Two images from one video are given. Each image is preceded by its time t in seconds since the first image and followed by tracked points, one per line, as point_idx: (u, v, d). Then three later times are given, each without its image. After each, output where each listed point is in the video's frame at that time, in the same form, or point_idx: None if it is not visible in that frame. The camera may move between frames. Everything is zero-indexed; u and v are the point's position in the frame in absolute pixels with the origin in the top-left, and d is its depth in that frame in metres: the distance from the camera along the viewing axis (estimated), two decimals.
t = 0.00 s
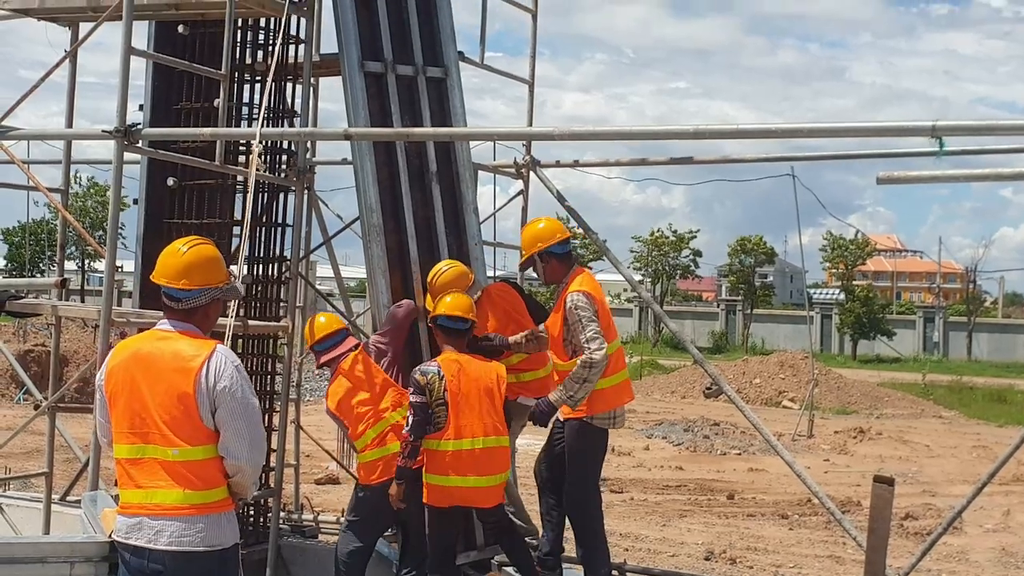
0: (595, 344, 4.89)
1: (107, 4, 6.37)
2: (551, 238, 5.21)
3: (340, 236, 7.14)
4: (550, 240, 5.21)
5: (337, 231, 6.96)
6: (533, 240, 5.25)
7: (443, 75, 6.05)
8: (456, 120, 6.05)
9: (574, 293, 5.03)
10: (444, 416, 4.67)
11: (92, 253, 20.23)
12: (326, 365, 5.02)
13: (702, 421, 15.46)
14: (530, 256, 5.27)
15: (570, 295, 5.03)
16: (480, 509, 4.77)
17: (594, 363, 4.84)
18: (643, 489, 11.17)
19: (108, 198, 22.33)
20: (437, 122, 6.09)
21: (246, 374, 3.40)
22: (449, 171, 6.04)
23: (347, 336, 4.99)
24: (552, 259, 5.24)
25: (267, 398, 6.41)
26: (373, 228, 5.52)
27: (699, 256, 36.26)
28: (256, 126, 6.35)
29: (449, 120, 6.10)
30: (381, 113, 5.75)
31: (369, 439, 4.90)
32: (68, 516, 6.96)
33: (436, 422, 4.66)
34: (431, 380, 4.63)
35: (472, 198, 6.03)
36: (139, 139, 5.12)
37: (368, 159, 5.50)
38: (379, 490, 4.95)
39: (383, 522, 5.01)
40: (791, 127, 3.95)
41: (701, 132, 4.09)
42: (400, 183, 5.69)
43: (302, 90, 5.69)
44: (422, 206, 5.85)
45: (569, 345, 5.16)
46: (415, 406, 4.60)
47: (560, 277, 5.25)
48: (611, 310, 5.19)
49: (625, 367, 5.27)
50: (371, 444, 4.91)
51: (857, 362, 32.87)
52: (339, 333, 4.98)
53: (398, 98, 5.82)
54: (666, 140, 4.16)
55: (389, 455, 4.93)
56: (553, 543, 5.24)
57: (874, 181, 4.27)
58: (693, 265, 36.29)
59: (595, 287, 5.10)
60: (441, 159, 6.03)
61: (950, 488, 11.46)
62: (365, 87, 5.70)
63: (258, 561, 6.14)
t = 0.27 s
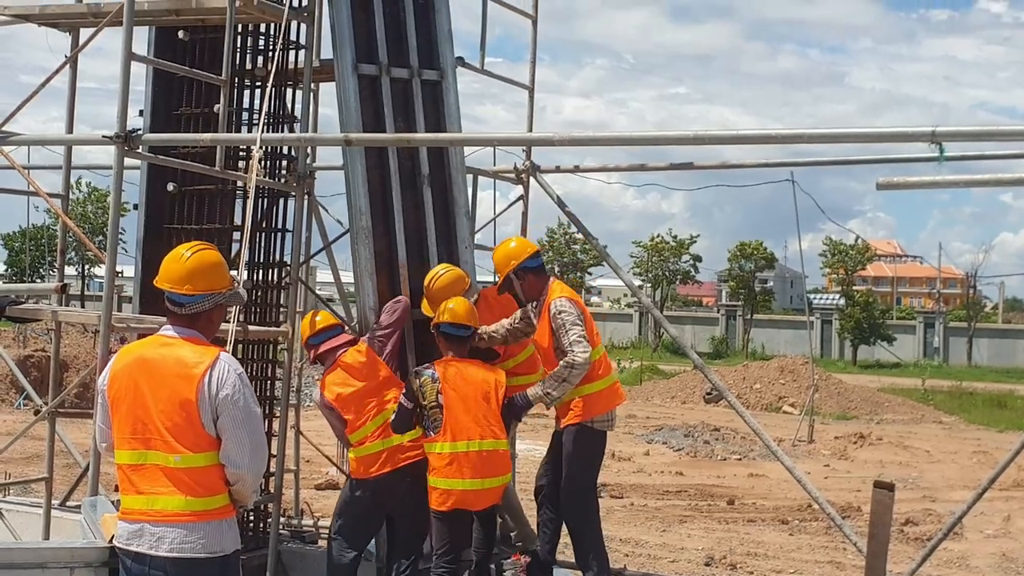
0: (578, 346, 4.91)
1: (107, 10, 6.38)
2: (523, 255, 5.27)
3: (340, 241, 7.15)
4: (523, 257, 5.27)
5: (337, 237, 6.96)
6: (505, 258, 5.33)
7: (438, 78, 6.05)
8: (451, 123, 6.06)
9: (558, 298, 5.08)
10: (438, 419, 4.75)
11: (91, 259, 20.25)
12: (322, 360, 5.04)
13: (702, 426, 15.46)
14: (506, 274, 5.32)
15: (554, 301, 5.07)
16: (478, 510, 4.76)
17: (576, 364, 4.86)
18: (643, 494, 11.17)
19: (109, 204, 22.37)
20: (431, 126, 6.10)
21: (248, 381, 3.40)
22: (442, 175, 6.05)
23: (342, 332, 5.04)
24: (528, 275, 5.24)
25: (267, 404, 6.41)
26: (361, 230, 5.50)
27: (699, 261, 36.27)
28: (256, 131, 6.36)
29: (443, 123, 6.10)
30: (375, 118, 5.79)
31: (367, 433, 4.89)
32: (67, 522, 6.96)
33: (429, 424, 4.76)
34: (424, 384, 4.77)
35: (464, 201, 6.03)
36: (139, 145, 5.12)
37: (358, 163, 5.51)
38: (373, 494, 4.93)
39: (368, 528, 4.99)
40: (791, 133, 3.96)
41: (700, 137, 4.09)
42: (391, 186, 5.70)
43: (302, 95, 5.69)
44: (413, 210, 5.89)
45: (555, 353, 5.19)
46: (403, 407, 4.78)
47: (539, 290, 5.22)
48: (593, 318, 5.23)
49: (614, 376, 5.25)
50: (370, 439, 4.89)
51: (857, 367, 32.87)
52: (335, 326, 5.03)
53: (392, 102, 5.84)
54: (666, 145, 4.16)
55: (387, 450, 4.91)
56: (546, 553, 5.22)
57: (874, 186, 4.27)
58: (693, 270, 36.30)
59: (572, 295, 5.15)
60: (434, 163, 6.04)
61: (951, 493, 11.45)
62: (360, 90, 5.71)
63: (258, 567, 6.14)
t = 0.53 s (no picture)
0: (556, 348, 4.98)
1: (107, 12, 6.37)
2: (499, 262, 5.42)
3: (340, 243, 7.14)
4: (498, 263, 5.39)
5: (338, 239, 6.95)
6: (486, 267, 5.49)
7: (426, 78, 6.06)
8: (436, 124, 6.10)
9: (535, 302, 5.16)
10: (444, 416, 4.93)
11: (91, 261, 20.23)
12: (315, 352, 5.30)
13: (702, 429, 15.46)
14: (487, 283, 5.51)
15: (530, 306, 5.15)
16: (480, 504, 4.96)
17: (556, 367, 4.93)
18: (643, 496, 11.16)
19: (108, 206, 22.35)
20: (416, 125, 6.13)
21: (251, 385, 3.40)
22: (423, 175, 6.13)
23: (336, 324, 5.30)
24: (504, 281, 5.38)
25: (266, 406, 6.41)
26: (338, 228, 5.61)
27: (699, 263, 36.27)
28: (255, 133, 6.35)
29: (428, 123, 6.12)
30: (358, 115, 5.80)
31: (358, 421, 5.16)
32: (67, 524, 6.96)
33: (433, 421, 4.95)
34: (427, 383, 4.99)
35: (444, 201, 6.13)
36: (139, 147, 5.12)
37: (337, 163, 5.60)
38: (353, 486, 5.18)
39: (354, 525, 5.27)
40: (793, 135, 3.96)
41: (701, 139, 4.09)
42: (371, 185, 5.80)
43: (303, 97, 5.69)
44: (393, 208, 5.98)
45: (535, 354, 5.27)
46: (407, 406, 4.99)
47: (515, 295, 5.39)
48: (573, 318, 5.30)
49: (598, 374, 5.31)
50: (360, 427, 5.15)
51: (857, 369, 32.86)
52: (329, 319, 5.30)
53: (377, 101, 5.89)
54: (666, 148, 4.16)
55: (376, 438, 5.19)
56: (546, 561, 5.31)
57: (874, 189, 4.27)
58: (693, 272, 36.29)
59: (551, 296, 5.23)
60: (416, 163, 6.13)
61: (950, 496, 11.45)
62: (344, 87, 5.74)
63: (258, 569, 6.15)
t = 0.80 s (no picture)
0: (540, 372, 5.15)
1: (113, 31, 6.42)
2: (510, 272, 5.56)
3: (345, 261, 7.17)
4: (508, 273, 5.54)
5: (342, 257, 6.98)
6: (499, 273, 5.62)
7: (418, 96, 6.26)
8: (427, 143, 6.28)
9: (530, 317, 5.29)
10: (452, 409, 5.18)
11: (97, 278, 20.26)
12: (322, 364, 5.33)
13: (708, 447, 15.41)
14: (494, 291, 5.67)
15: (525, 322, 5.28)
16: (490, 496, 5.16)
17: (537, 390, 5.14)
18: (648, 515, 11.13)
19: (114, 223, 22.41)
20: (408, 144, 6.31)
21: (259, 405, 3.42)
22: (412, 194, 6.36)
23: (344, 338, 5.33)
24: (512, 291, 5.55)
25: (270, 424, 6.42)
26: (325, 245, 5.85)
27: (704, 280, 36.25)
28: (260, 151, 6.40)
29: (420, 141, 6.31)
30: (349, 133, 6.04)
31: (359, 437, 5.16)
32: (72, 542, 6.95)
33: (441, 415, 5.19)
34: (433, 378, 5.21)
35: (432, 218, 6.35)
36: (145, 165, 5.16)
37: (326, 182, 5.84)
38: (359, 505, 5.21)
39: (358, 543, 5.29)
40: (799, 153, 3.98)
41: (706, 157, 4.12)
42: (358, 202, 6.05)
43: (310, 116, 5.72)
44: (382, 224, 6.22)
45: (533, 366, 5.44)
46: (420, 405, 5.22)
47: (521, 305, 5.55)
48: (574, 336, 5.39)
49: (594, 392, 5.41)
50: (361, 444, 5.16)
51: (863, 387, 32.75)
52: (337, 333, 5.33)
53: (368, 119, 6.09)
54: (672, 166, 4.19)
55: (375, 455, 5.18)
56: None
57: (880, 207, 4.29)
58: (698, 289, 36.26)
59: (553, 314, 5.36)
60: (407, 182, 6.35)
61: (957, 514, 11.40)
62: (336, 106, 5.98)
63: None
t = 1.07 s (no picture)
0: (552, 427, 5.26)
1: (143, 93, 6.60)
2: (556, 323, 5.62)
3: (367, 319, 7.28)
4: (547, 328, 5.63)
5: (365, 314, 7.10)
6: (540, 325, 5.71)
7: (437, 156, 6.42)
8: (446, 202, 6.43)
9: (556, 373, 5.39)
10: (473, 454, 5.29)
11: (123, 336, 20.46)
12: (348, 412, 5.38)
13: (732, 506, 15.26)
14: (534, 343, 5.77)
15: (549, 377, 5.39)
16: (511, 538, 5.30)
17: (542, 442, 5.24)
18: None
19: (140, 280, 22.70)
20: (427, 204, 6.46)
21: (285, 468, 3.47)
22: (431, 253, 6.47)
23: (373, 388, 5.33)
24: (553, 343, 5.65)
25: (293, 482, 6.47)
26: (348, 304, 5.92)
27: (727, 336, 36.12)
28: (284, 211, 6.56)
29: (438, 200, 6.46)
30: (370, 194, 6.18)
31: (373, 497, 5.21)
32: None
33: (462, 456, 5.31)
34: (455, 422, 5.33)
35: (451, 276, 6.46)
36: (171, 225, 5.29)
37: (350, 243, 5.93)
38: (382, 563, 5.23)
39: None
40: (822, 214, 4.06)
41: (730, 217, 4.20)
42: (380, 260, 6.17)
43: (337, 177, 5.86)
44: (402, 283, 6.33)
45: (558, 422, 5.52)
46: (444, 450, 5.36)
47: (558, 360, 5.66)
48: (602, 400, 5.44)
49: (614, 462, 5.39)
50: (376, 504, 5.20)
51: (889, 445, 32.35)
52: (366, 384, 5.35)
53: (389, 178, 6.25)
54: (696, 225, 4.27)
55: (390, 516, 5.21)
56: None
57: (904, 267, 4.34)
58: (721, 346, 36.12)
59: (582, 372, 5.44)
60: (426, 241, 6.47)
61: None
62: (359, 166, 6.13)
63: None
